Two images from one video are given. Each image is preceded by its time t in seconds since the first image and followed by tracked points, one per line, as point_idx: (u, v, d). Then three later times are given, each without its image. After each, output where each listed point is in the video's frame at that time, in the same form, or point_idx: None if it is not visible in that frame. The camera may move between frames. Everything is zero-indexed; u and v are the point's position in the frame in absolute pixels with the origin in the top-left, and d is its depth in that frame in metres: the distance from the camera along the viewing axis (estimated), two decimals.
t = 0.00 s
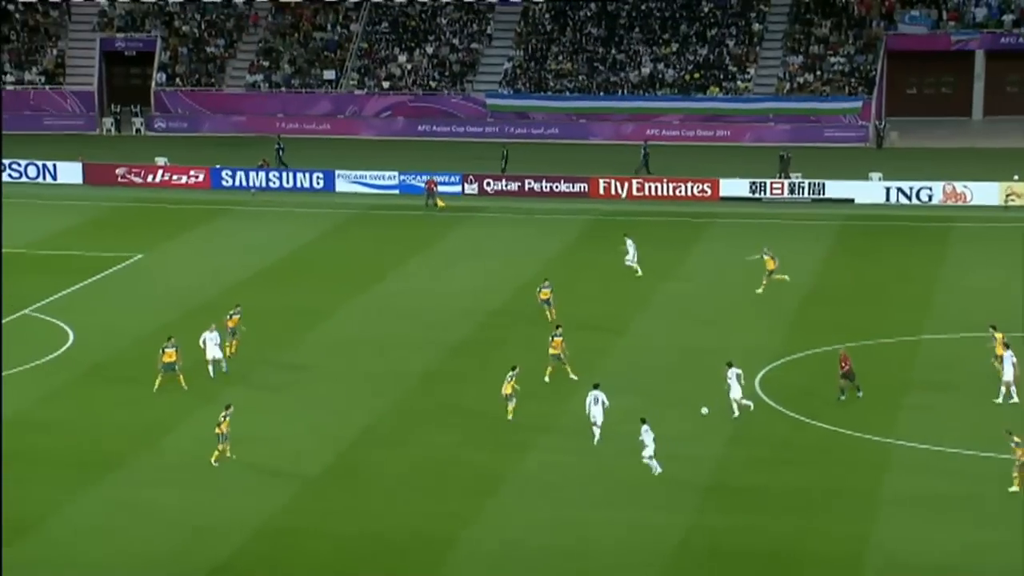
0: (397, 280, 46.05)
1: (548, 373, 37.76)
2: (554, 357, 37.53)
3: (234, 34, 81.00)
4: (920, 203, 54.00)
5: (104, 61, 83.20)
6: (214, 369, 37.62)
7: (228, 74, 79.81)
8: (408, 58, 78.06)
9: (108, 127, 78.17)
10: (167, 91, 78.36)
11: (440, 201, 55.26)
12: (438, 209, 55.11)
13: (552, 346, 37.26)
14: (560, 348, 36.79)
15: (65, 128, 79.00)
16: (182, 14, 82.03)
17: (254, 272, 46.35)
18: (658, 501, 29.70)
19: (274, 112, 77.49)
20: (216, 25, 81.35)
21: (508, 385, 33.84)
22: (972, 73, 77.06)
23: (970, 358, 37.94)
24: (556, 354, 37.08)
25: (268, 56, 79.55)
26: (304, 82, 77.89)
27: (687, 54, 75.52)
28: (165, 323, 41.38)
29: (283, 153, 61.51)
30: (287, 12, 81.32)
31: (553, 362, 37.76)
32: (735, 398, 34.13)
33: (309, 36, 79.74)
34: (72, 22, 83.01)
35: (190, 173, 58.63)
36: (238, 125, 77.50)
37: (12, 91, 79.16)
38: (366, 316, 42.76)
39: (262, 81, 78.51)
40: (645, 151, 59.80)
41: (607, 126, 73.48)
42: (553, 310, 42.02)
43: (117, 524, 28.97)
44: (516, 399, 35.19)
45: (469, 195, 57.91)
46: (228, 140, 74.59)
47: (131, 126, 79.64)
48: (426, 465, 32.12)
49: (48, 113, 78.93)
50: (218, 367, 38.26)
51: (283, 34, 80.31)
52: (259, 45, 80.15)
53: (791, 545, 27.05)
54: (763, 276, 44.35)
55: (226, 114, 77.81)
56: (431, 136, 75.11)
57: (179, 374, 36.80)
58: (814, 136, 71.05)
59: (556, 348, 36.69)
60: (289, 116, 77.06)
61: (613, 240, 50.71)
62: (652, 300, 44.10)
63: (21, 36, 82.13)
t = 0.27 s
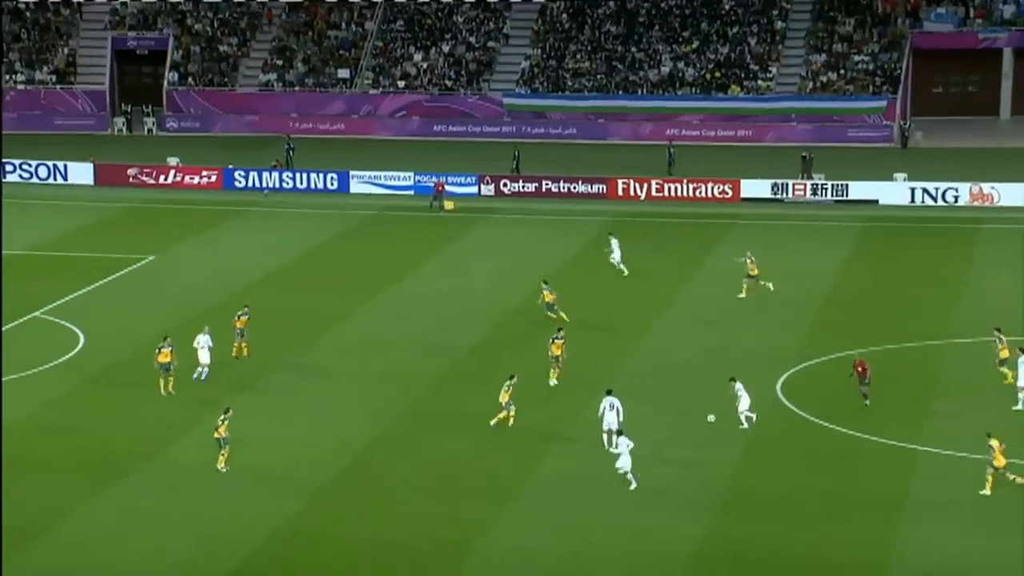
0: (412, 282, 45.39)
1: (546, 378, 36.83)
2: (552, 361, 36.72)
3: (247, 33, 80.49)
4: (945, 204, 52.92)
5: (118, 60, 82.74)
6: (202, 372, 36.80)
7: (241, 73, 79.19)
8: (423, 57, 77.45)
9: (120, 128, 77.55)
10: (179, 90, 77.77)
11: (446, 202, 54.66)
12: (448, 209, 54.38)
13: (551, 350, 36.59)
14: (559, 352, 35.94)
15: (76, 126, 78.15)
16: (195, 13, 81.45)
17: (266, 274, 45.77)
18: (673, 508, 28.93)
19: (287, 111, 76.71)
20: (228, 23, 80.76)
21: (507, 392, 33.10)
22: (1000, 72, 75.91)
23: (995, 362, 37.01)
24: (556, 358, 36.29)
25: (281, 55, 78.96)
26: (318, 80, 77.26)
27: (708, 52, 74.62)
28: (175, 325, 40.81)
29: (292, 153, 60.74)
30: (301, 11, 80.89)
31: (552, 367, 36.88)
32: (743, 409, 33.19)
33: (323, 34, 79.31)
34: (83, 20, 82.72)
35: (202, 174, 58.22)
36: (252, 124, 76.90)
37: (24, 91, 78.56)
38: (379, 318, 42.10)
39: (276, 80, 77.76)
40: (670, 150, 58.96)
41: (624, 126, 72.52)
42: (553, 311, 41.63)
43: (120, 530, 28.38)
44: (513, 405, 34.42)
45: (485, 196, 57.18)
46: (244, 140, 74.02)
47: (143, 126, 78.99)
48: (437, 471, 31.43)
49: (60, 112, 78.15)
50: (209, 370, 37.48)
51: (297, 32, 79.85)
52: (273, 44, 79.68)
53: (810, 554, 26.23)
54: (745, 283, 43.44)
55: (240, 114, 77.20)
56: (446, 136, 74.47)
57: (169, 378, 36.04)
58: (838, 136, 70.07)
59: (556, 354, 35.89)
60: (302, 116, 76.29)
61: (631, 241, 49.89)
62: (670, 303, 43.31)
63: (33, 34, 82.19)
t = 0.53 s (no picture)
0: (427, 280, 44.56)
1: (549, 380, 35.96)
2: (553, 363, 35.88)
3: (261, 26, 79.84)
4: (975, 200, 51.87)
5: (129, 53, 81.95)
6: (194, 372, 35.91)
7: (255, 67, 78.53)
8: (440, 50, 76.57)
9: (131, 121, 76.53)
10: (191, 83, 76.42)
11: (454, 198, 53.86)
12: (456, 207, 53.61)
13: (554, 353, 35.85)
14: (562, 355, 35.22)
15: (86, 121, 77.14)
16: (207, 4, 80.41)
17: (279, 272, 44.93)
18: (696, 512, 27.98)
19: (300, 105, 75.72)
20: (242, 15, 80.05)
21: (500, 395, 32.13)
22: None
23: None
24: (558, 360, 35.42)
25: (295, 47, 78.29)
26: (333, 74, 76.47)
27: (731, 45, 73.55)
28: (186, 324, 40.02)
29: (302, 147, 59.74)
30: (314, 3, 79.99)
31: (552, 368, 36.04)
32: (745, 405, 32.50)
33: (338, 27, 78.38)
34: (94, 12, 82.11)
35: (215, 169, 57.35)
36: (264, 118, 75.69)
37: (32, 84, 77.16)
38: (393, 317, 41.28)
39: (290, 73, 77.04)
40: (699, 147, 58.00)
41: (647, 121, 71.61)
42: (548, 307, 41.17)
43: (126, 532, 27.58)
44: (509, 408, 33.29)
45: (503, 191, 56.31)
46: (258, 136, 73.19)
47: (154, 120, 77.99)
48: (452, 473, 30.55)
49: (69, 105, 77.01)
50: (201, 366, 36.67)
51: (312, 25, 79.03)
52: (287, 36, 79.12)
53: (839, 559, 25.26)
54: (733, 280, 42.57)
55: (253, 108, 75.98)
56: (464, 130, 73.89)
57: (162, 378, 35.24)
58: (865, 131, 69.21)
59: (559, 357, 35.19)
60: (316, 110, 75.41)
61: (651, 239, 48.96)
62: (691, 302, 42.35)
63: (43, 27, 81.23)
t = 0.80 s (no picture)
0: (443, 279, 43.90)
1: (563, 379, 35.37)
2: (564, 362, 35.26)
3: (273, 20, 78.77)
4: (1002, 197, 51.07)
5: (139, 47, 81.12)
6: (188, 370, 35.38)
7: (267, 61, 77.39)
8: (456, 45, 75.75)
9: (143, 118, 75.44)
10: (203, 80, 75.95)
11: (464, 195, 53.29)
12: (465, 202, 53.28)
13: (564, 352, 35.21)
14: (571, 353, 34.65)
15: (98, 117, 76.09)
16: None
17: (291, 271, 44.32)
18: (718, 513, 27.29)
19: (315, 100, 75.09)
20: (253, 9, 78.94)
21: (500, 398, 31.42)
22: None
23: None
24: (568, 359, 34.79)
25: (308, 42, 77.41)
26: (347, 69, 75.72)
27: (752, 40, 72.63)
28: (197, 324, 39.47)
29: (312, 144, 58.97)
30: None
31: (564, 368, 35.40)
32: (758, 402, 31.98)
33: (351, 21, 77.73)
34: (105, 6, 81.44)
35: (227, 166, 56.77)
36: (277, 114, 75.15)
37: (43, 79, 75.93)
38: (407, 316, 40.64)
39: (303, 68, 76.03)
40: (726, 144, 57.22)
41: (666, 117, 70.96)
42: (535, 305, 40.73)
43: (133, 533, 26.98)
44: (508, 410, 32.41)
45: (520, 188, 55.58)
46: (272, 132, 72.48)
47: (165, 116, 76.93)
48: (468, 474, 29.91)
49: (81, 102, 75.93)
50: (194, 361, 36.15)
51: (325, 19, 78.22)
52: (300, 31, 78.16)
53: (864, 562, 24.54)
54: (712, 281, 41.96)
55: (265, 103, 75.51)
56: (480, 127, 72.89)
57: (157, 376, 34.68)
58: (889, 126, 68.33)
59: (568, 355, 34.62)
60: (330, 106, 74.67)
61: (670, 237, 48.20)
62: (711, 300, 41.62)
63: (53, 22, 80.40)
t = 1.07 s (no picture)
0: (469, 279, 43.24)
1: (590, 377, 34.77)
2: (588, 360, 34.67)
3: (299, 16, 78.27)
4: None
5: (165, 45, 80.53)
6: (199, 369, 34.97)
7: (292, 58, 77.00)
8: (484, 41, 74.90)
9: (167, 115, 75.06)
10: (228, 76, 75.65)
11: (483, 192, 52.74)
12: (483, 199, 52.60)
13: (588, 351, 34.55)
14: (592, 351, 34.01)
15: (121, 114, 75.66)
16: None
17: (317, 271, 43.75)
18: (747, 519, 26.53)
19: (340, 98, 74.31)
20: (279, 5, 78.44)
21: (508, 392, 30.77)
22: None
23: None
24: (591, 357, 34.18)
25: (334, 38, 76.85)
26: (374, 66, 75.30)
27: (787, 35, 71.75)
28: (221, 325, 38.96)
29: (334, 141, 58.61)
30: None
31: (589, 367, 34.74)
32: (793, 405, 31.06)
33: (378, 17, 77.09)
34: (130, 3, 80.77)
35: (252, 163, 56.37)
36: (302, 111, 74.51)
37: (66, 76, 75.28)
38: (432, 317, 39.99)
39: (328, 64, 75.62)
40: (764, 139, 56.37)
41: (696, 114, 70.17)
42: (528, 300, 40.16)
43: (148, 536, 26.44)
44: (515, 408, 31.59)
45: (548, 187, 55.01)
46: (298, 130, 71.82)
47: (188, 113, 76.64)
48: (493, 477, 29.27)
49: (104, 99, 75.37)
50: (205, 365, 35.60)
51: (351, 15, 77.66)
52: (326, 26, 77.65)
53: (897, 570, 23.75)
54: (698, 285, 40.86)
55: (291, 101, 74.81)
56: (507, 124, 72.31)
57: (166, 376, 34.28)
58: (926, 123, 67.36)
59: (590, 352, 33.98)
60: (356, 103, 73.93)
61: (700, 237, 47.36)
62: (743, 301, 40.85)
63: (76, 18, 79.65)
